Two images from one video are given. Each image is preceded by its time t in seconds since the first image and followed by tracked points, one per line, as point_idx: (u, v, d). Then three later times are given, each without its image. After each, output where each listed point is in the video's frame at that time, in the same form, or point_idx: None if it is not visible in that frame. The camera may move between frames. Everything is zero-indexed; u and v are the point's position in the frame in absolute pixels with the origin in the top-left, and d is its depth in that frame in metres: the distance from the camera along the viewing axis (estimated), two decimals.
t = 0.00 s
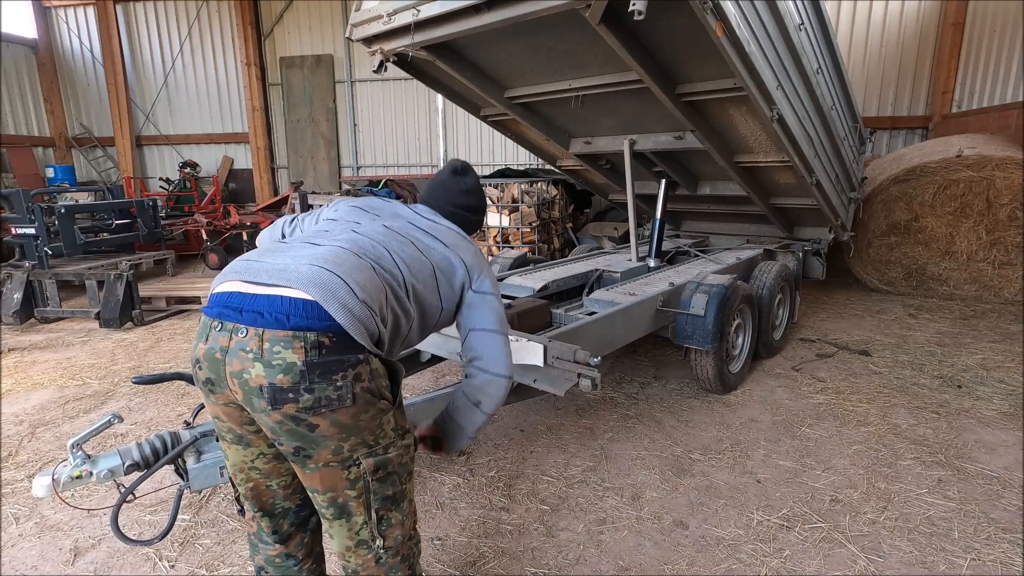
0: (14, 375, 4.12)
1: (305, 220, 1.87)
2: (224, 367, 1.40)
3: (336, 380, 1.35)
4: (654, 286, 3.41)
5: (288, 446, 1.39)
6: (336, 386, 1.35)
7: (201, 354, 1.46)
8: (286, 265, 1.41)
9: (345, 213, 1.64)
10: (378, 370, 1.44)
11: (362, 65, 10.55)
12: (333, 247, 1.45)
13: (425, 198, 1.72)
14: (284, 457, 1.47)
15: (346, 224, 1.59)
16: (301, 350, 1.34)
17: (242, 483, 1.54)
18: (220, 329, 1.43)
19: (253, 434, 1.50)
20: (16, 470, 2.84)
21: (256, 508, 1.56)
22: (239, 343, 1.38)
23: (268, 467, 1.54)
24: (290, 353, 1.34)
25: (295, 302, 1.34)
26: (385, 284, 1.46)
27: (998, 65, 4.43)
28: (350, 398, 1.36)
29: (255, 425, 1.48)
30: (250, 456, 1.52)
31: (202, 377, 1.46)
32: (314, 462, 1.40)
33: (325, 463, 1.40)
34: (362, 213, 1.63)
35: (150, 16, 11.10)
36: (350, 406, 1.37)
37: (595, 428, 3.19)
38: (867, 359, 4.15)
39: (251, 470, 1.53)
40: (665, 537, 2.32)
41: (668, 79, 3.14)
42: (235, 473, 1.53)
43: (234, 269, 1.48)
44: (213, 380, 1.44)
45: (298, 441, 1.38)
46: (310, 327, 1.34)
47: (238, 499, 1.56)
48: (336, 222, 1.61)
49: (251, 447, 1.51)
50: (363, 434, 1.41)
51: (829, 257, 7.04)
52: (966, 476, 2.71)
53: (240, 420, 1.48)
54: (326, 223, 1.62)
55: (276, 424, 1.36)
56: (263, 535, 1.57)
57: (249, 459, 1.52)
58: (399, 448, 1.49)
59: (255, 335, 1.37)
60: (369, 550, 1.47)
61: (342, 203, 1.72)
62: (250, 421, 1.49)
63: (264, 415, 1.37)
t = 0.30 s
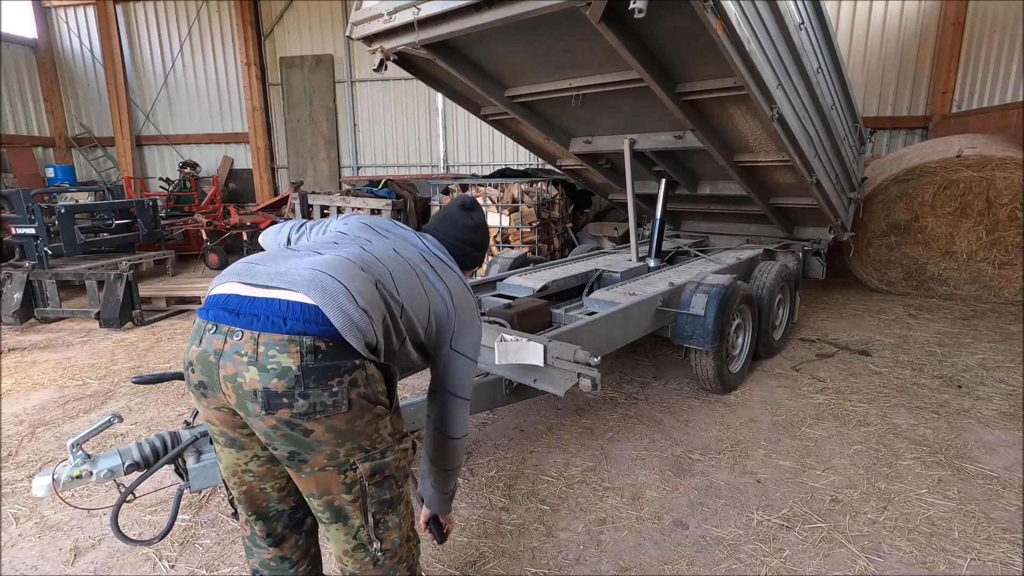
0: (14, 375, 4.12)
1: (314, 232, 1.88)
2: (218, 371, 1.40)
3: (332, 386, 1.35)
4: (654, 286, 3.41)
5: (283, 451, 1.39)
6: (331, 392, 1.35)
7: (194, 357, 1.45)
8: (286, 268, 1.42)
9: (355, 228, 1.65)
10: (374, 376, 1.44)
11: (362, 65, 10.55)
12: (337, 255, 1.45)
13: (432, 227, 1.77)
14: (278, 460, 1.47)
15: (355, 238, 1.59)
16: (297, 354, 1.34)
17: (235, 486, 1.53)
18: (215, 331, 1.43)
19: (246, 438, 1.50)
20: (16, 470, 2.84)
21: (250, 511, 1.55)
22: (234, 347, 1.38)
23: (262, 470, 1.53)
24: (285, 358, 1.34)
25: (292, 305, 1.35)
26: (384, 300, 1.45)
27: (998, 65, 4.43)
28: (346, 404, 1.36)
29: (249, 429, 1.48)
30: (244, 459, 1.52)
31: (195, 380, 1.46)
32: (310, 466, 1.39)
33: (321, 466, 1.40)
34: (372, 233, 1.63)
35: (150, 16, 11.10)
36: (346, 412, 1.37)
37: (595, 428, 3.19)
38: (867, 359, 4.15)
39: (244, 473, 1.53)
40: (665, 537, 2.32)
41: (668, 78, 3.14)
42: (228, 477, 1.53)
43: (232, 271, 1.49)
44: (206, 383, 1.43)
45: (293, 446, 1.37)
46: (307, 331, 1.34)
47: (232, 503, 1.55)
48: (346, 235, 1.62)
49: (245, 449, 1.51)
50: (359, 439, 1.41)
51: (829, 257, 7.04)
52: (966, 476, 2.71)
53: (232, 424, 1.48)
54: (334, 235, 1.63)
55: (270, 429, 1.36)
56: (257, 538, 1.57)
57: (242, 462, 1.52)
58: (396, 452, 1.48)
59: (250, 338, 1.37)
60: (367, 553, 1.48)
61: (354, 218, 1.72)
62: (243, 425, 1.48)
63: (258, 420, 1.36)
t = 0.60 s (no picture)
0: (14, 375, 4.12)
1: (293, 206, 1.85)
2: (228, 367, 1.40)
3: (340, 378, 1.36)
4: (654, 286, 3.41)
5: (291, 446, 1.39)
6: (340, 384, 1.36)
7: (206, 354, 1.46)
8: (282, 263, 1.40)
9: (335, 195, 1.63)
10: (381, 368, 1.45)
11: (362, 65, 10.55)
12: (327, 239, 1.44)
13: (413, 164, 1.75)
14: (288, 457, 1.47)
15: (338, 208, 1.58)
16: (304, 349, 1.34)
17: (246, 482, 1.53)
18: (223, 330, 1.43)
19: (258, 435, 1.50)
20: (16, 470, 2.84)
21: (261, 506, 1.56)
22: (242, 343, 1.38)
23: (272, 467, 1.54)
24: (293, 353, 1.34)
25: (294, 303, 1.34)
26: (383, 271, 1.47)
27: (998, 65, 4.43)
28: (354, 396, 1.37)
29: (262, 426, 1.48)
30: (255, 456, 1.52)
31: (208, 376, 1.46)
32: (318, 462, 1.39)
33: (328, 463, 1.40)
34: (353, 194, 1.63)
35: (150, 16, 11.10)
36: (354, 404, 1.38)
37: (595, 427, 3.19)
38: (867, 359, 4.15)
39: (256, 469, 1.53)
40: (665, 537, 2.32)
41: (668, 78, 3.14)
42: (239, 473, 1.53)
43: (231, 270, 1.48)
44: (219, 379, 1.44)
45: (301, 440, 1.38)
46: (311, 325, 1.34)
47: (244, 497, 1.56)
48: (326, 204, 1.62)
49: (256, 446, 1.51)
50: (366, 434, 1.41)
51: (829, 257, 7.04)
52: (966, 476, 2.71)
53: (246, 421, 1.49)
54: (318, 209, 1.61)
55: (280, 423, 1.36)
56: (268, 532, 1.57)
57: (254, 458, 1.52)
58: (401, 449, 1.49)
59: (258, 335, 1.37)
60: (371, 551, 1.47)
61: (330, 184, 1.72)
62: (256, 422, 1.49)
63: (268, 414, 1.37)
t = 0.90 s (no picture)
0: (14, 375, 4.12)
1: (312, 229, 1.88)
2: (218, 370, 1.40)
3: (332, 384, 1.35)
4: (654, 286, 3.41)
5: (283, 450, 1.39)
6: (331, 390, 1.35)
7: (195, 356, 1.45)
8: (288, 268, 1.42)
9: (353, 228, 1.65)
10: (375, 374, 1.43)
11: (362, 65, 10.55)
12: (337, 255, 1.46)
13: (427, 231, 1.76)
14: (278, 460, 1.47)
15: (353, 239, 1.59)
16: (297, 352, 1.34)
17: (236, 486, 1.54)
18: (215, 330, 1.43)
19: (246, 437, 1.50)
20: (16, 470, 2.84)
21: (250, 511, 1.55)
22: (234, 345, 1.38)
23: (262, 470, 1.54)
24: (285, 356, 1.34)
25: (293, 304, 1.35)
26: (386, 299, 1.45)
27: (998, 65, 4.43)
28: (346, 402, 1.36)
29: (249, 428, 1.48)
30: (245, 459, 1.52)
31: (196, 379, 1.46)
32: (310, 465, 1.39)
33: (322, 466, 1.40)
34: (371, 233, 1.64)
35: (150, 16, 11.10)
36: (346, 410, 1.37)
37: (595, 428, 3.19)
38: (867, 359, 4.15)
39: (245, 473, 1.53)
40: (665, 537, 2.32)
41: (668, 77, 3.13)
42: (229, 477, 1.54)
43: (235, 270, 1.49)
44: (207, 382, 1.44)
45: (293, 445, 1.37)
46: (307, 329, 1.35)
47: (232, 502, 1.55)
48: (343, 238, 1.62)
49: (245, 449, 1.51)
50: (359, 438, 1.41)
51: (829, 257, 7.04)
52: (966, 476, 2.71)
53: (232, 423, 1.48)
54: (333, 237, 1.63)
55: (270, 427, 1.36)
56: (258, 538, 1.57)
57: (243, 461, 1.52)
58: (396, 451, 1.48)
59: (251, 336, 1.37)
60: (368, 553, 1.47)
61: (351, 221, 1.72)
62: (243, 424, 1.48)
63: (258, 418, 1.36)
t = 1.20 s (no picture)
0: (14, 375, 4.12)
1: (305, 210, 1.87)
2: (221, 367, 1.40)
3: (336, 379, 1.36)
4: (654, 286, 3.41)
5: (286, 446, 1.39)
6: (335, 386, 1.35)
7: (198, 355, 1.45)
8: (282, 264, 1.41)
9: (343, 209, 1.63)
10: (376, 370, 1.45)
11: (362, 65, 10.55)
12: (330, 245, 1.45)
13: (423, 198, 1.72)
14: (281, 458, 1.47)
15: (344, 222, 1.58)
16: (300, 349, 1.34)
17: (240, 485, 1.54)
18: (218, 329, 1.43)
19: (250, 435, 1.50)
20: (16, 470, 2.84)
21: (253, 510, 1.55)
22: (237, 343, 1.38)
23: (265, 468, 1.54)
24: (289, 353, 1.34)
25: (292, 302, 1.34)
26: (382, 285, 1.46)
27: (998, 65, 4.44)
28: (349, 398, 1.37)
29: (253, 426, 1.48)
30: (248, 457, 1.52)
31: (199, 377, 1.46)
32: (313, 462, 1.39)
33: (325, 462, 1.40)
34: (360, 211, 1.62)
35: (150, 16, 11.10)
36: (349, 406, 1.37)
37: (595, 428, 3.19)
38: (867, 359, 4.15)
39: (248, 471, 1.53)
40: (665, 537, 2.32)
41: (668, 76, 3.13)
42: (233, 476, 1.53)
43: (231, 269, 1.48)
44: (211, 379, 1.43)
45: (297, 441, 1.37)
46: (309, 326, 1.35)
47: (236, 501, 1.55)
48: (333, 219, 1.61)
49: (249, 447, 1.51)
50: (362, 435, 1.41)
51: (829, 257, 7.04)
52: (966, 476, 2.71)
53: (237, 421, 1.49)
54: (325, 221, 1.61)
55: (274, 424, 1.36)
56: (260, 537, 1.57)
57: (246, 460, 1.52)
58: (397, 449, 1.49)
59: (253, 334, 1.37)
60: (367, 552, 1.47)
61: (339, 199, 1.71)
62: (248, 422, 1.49)
63: (262, 414, 1.36)
